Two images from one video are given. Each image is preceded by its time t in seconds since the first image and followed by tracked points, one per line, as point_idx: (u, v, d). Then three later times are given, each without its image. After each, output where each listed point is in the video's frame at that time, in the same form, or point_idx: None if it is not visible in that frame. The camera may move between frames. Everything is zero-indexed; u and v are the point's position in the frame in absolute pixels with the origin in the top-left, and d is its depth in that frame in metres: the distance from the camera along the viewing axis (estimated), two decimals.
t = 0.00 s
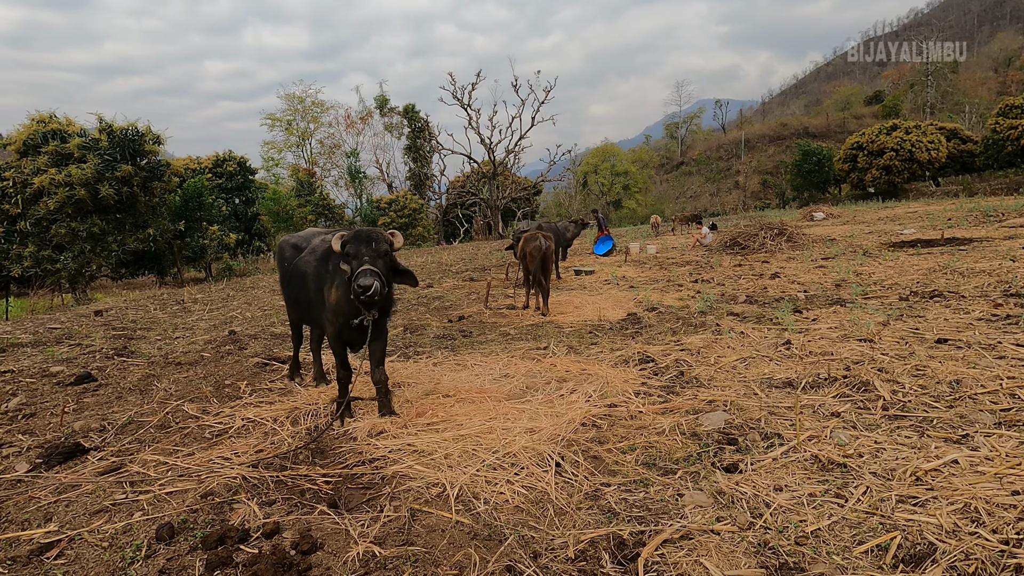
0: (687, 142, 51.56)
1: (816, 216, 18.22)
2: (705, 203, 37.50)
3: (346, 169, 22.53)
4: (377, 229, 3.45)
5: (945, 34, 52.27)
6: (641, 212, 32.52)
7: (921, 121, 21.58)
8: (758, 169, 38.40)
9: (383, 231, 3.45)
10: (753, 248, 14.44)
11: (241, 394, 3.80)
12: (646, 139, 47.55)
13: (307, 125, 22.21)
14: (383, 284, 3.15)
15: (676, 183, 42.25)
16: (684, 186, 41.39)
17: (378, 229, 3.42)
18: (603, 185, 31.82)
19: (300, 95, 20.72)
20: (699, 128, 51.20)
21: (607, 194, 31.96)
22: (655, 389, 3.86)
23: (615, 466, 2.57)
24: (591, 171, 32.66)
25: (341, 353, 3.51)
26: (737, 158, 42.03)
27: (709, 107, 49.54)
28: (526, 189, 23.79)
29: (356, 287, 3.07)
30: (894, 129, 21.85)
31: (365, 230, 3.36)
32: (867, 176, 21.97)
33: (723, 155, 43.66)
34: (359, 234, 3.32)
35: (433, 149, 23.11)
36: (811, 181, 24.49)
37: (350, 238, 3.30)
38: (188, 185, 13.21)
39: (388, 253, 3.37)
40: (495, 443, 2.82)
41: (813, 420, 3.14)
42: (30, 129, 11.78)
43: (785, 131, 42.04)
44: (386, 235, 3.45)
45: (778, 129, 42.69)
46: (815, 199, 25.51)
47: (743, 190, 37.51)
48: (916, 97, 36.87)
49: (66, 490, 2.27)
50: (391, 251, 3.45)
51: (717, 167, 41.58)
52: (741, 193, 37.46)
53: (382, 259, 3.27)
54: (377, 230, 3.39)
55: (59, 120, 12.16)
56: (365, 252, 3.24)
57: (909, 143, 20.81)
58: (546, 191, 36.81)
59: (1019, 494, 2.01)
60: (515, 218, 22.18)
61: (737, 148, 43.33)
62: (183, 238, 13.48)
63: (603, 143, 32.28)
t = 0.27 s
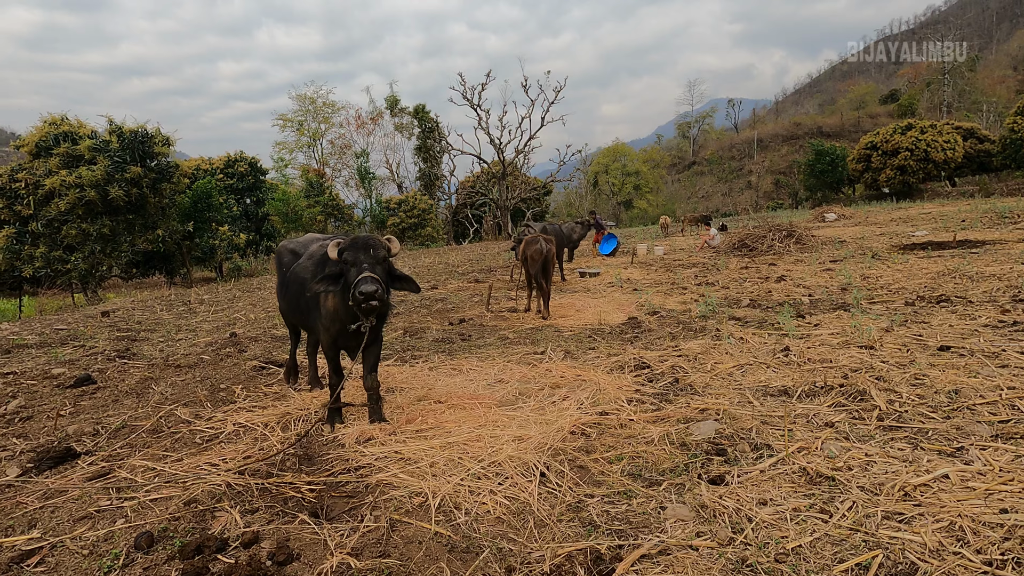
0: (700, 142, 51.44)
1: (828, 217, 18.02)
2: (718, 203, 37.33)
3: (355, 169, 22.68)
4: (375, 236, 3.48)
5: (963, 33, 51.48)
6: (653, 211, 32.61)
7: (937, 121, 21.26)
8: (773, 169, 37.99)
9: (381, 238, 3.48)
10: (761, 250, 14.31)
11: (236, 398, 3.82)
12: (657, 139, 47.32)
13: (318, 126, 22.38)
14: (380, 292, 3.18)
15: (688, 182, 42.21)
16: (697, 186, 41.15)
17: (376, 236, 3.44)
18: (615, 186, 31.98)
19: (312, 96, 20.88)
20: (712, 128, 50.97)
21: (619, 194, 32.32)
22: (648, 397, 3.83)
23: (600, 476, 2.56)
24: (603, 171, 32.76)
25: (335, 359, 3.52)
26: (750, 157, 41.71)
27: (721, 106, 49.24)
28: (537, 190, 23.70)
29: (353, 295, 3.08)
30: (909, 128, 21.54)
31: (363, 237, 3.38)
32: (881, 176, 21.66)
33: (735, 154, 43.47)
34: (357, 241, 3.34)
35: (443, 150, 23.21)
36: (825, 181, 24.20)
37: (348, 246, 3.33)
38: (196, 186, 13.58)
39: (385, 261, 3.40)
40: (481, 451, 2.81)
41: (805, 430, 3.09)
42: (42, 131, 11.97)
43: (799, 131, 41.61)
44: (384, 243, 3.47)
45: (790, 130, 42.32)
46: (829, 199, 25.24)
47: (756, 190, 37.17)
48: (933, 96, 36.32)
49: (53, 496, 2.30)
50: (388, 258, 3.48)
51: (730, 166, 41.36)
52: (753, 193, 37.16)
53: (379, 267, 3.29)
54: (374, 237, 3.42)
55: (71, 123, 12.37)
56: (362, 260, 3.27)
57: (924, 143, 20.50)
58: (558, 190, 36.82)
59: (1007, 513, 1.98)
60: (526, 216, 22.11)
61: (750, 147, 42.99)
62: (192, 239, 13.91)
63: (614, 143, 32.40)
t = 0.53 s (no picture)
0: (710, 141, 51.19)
1: (839, 217, 17.80)
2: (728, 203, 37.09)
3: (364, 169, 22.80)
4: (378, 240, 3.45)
5: (979, 30, 50.74)
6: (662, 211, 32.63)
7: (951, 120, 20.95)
8: (784, 169, 37.64)
9: (383, 242, 3.46)
10: (769, 251, 14.18)
11: (231, 400, 3.83)
12: (667, 139, 47.06)
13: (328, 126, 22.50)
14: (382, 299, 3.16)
15: (699, 181, 42.10)
16: (707, 186, 40.87)
17: (379, 241, 3.42)
18: (624, 186, 32.07)
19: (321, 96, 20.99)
20: (723, 128, 50.79)
21: (629, 194, 32.26)
22: (644, 402, 3.79)
23: (591, 483, 2.53)
24: (612, 170, 32.76)
25: (333, 362, 3.50)
26: (761, 157, 41.37)
27: (732, 106, 48.99)
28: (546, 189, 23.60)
29: (358, 300, 3.06)
30: (923, 127, 21.24)
31: (366, 242, 3.35)
32: (894, 176, 21.39)
33: (747, 153, 43.07)
34: (360, 245, 3.31)
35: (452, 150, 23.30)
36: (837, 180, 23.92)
37: (350, 249, 3.28)
38: (205, 186, 13.80)
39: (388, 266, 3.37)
40: (471, 456, 2.79)
41: (802, 438, 3.04)
42: (52, 132, 12.11)
43: (811, 131, 41.21)
44: (386, 246, 3.44)
45: (802, 129, 41.94)
46: (841, 199, 24.94)
47: (767, 189, 36.81)
48: (948, 94, 35.83)
49: (42, 498, 2.31)
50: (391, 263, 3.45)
51: (741, 165, 41.05)
52: (764, 192, 36.82)
53: (382, 272, 3.26)
54: (377, 242, 3.39)
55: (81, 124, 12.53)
56: (366, 264, 3.23)
57: (938, 142, 20.21)
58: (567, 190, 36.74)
59: (1005, 527, 1.93)
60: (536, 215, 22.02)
61: (761, 147, 42.60)
62: (200, 239, 14.16)
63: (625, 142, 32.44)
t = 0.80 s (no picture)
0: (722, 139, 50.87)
1: (850, 216, 17.54)
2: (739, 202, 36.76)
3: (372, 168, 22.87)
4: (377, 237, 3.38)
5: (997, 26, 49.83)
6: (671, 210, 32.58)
7: (967, 117, 20.57)
8: (796, 167, 37.20)
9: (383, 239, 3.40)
10: (778, 250, 13.99)
11: (225, 399, 3.81)
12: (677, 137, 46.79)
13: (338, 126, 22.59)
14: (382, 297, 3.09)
15: (710, 181, 41.88)
16: (717, 185, 40.56)
17: (378, 238, 3.35)
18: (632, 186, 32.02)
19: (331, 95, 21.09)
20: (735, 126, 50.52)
21: (639, 193, 32.25)
22: (642, 402, 3.71)
23: (582, 485, 2.46)
24: (620, 169, 32.70)
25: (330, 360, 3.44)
26: (772, 155, 40.91)
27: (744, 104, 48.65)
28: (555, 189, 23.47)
29: (360, 300, 3.01)
30: (938, 124, 20.87)
31: (366, 238, 3.28)
32: (908, 174, 21.05)
33: (759, 152, 42.60)
34: (359, 242, 3.23)
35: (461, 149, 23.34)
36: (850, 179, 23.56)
37: (350, 247, 3.22)
38: (212, 186, 14.11)
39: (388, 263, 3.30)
40: (461, 457, 2.73)
41: (803, 440, 2.95)
42: (60, 132, 12.22)
43: (823, 129, 40.70)
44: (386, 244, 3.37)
45: (814, 127, 41.43)
46: (854, 198, 24.59)
47: (778, 188, 36.40)
48: (965, 91, 35.21)
49: (24, 498, 2.28)
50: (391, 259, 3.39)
51: (752, 164, 40.64)
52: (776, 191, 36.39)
53: (383, 270, 3.20)
54: (377, 239, 3.31)
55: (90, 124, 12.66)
56: (365, 262, 3.16)
57: (953, 139, 19.85)
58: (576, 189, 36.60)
59: (1012, 537, 1.85)
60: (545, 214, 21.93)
61: (773, 145, 42.13)
62: (208, 238, 14.39)
63: (636, 142, 32.40)
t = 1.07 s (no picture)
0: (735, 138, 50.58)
1: (864, 216, 17.25)
2: (753, 201, 36.35)
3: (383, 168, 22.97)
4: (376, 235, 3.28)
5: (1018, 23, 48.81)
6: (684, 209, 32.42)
7: (986, 115, 20.15)
8: (809, 166, 36.68)
9: (382, 237, 3.30)
10: (789, 250, 13.79)
11: (220, 399, 3.79)
12: (690, 137, 46.50)
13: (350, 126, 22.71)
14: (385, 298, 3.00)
15: (723, 180, 41.56)
16: (731, 185, 40.19)
17: (378, 236, 3.25)
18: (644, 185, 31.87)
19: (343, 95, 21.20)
20: (747, 125, 50.10)
21: (650, 192, 32.14)
22: (640, 406, 3.62)
23: (575, 492, 2.39)
24: (632, 169, 32.59)
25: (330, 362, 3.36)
26: (786, 154, 40.36)
27: (758, 103, 48.19)
28: (564, 189, 23.34)
29: (364, 302, 2.94)
30: (956, 122, 20.47)
31: (365, 237, 3.18)
32: (924, 173, 20.68)
33: (774, 151, 42.40)
34: (359, 241, 3.13)
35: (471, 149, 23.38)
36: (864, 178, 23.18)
37: (349, 246, 3.11)
38: (222, 185, 14.36)
39: (389, 262, 3.21)
40: (453, 461, 2.67)
41: (806, 447, 2.85)
42: (72, 132, 12.35)
43: (838, 127, 40.14)
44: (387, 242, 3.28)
45: (830, 126, 40.88)
46: (869, 197, 24.18)
47: (792, 187, 35.93)
48: (984, 89, 34.53)
49: (9, 500, 2.26)
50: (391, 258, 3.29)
51: (766, 163, 40.14)
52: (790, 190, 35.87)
53: (384, 270, 3.10)
54: (376, 237, 3.22)
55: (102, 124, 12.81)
56: (366, 262, 3.06)
57: (972, 137, 19.45)
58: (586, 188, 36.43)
59: None
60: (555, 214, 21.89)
61: (787, 144, 41.63)
62: (217, 237, 14.62)
63: (648, 141, 32.27)
